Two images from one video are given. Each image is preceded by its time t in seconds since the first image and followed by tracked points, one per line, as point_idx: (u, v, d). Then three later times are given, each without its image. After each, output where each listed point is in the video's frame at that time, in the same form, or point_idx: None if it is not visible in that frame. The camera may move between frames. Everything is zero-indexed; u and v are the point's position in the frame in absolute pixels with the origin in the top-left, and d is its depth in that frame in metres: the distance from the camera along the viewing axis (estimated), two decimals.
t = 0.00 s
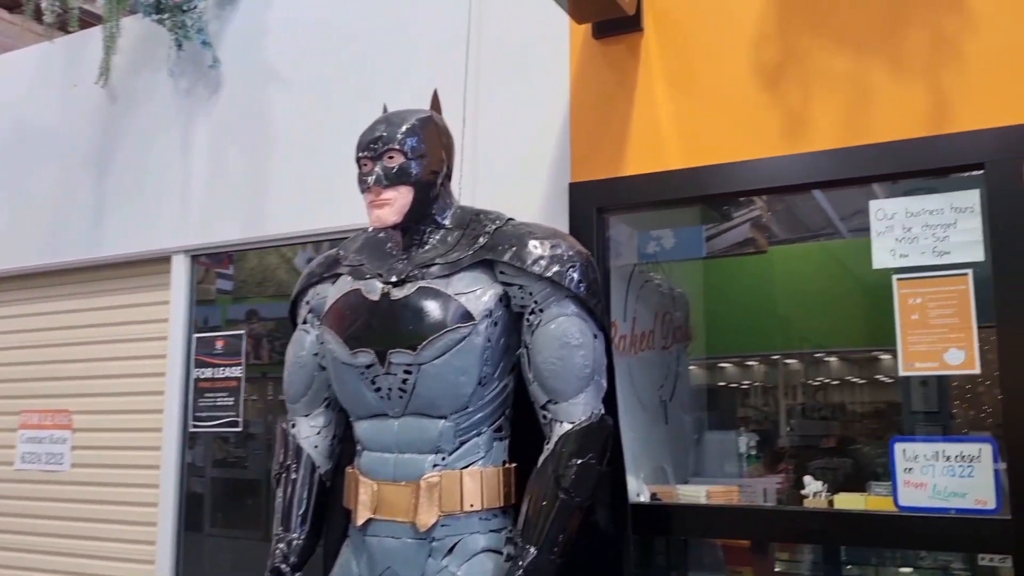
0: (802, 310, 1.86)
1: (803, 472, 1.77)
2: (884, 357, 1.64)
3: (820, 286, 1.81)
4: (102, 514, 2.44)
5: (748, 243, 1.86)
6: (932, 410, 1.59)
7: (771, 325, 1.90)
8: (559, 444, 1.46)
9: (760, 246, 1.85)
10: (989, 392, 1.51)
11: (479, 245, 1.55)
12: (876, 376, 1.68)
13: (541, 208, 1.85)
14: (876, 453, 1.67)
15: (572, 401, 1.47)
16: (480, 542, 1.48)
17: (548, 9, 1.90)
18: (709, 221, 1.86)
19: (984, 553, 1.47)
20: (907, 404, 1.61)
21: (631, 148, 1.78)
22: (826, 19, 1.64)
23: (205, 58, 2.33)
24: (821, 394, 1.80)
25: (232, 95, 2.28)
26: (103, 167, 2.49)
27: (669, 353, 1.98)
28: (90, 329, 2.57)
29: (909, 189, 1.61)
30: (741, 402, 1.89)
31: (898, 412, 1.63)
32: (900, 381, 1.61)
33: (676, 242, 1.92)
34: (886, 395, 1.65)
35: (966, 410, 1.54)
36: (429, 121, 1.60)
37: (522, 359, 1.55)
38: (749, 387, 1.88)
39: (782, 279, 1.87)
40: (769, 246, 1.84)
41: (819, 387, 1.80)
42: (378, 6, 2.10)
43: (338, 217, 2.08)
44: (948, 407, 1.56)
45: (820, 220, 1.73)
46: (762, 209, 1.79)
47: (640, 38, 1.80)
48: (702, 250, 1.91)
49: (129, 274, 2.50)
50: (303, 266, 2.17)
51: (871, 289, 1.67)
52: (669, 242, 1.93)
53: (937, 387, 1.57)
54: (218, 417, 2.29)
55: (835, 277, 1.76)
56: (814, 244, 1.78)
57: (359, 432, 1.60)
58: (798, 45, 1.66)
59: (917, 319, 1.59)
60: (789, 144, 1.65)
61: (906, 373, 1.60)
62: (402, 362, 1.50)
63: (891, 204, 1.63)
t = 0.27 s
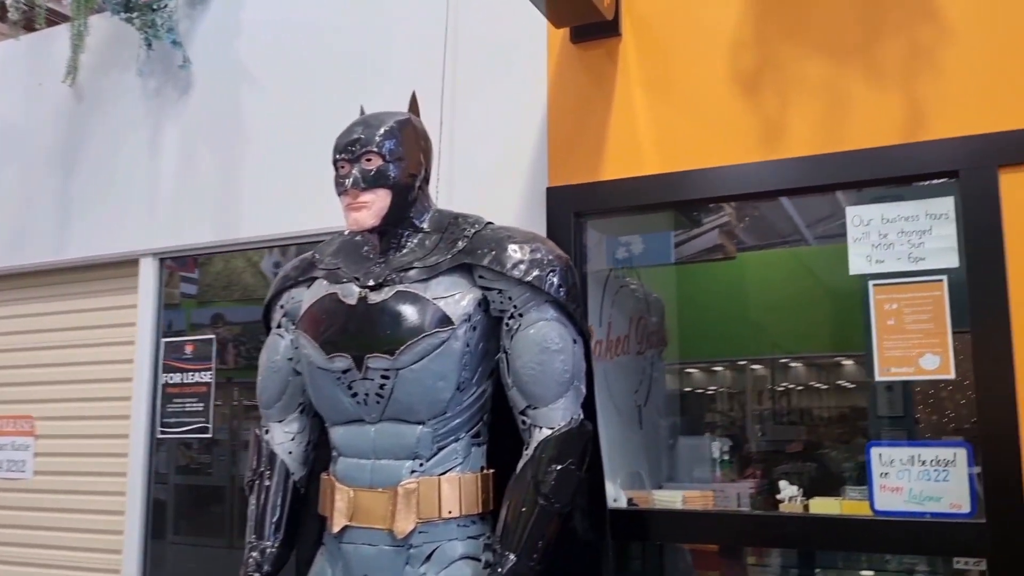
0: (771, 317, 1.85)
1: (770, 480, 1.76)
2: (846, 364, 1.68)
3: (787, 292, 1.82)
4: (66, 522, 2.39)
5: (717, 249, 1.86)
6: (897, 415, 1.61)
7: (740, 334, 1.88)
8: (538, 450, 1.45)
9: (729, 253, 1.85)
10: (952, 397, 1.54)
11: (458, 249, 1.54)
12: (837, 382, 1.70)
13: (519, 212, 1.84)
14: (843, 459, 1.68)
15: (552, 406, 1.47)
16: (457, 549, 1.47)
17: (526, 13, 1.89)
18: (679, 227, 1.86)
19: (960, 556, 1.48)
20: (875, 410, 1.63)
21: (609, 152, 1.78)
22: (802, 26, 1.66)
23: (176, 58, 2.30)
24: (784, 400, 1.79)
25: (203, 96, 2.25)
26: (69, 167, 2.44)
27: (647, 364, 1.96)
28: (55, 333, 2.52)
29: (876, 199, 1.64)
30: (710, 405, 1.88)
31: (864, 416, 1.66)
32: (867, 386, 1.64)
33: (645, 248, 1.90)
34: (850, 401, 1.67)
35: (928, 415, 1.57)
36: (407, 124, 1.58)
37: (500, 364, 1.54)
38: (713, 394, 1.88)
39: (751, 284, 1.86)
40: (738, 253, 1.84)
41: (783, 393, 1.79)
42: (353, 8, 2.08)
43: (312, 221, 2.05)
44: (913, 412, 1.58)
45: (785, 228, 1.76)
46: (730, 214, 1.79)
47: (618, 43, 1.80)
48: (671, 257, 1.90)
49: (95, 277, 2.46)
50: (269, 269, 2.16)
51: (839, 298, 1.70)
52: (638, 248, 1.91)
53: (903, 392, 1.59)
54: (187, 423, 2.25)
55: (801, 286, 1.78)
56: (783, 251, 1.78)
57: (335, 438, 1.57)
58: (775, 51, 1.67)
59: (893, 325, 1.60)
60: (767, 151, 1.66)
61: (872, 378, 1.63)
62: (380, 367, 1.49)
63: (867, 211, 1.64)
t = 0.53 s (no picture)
0: (740, 325, 1.87)
1: (739, 486, 1.77)
2: (808, 369, 1.73)
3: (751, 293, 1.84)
4: (28, 533, 2.33)
5: (684, 256, 1.87)
6: (861, 420, 1.64)
7: (712, 343, 1.88)
8: (516, 455, 1.44)
9: (696, 259, 1.86)
10: (914, 402, 1.57)
11: (435, 253, 1.53)
12: (798, 388, 1.75)
13: (494, 216, 1.83)
14: (810, 462, 1.71)
15: (530, 411, 1.45)
16: (435, 557, 1.45)
17: (501, 16, 1.88)
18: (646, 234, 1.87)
19: (934, 558, 1.50)
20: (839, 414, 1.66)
21: (585, 157, 1.77)
22: (777, 33, 1.67)
23: (143, 59, 2.26)
24: (749, 406, 1.81)
25: (170, 97, 2.21)
26: (31, 169, 2.39)
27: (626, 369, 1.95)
28: (16, 339, 2.46)
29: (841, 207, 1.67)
30: (675, 410, 1.89)
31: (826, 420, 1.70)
32: (830, 392, 1.68)
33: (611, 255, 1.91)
34: (813, 406, 1.71)
35: (892, 419, 1.60)
36: (383, 127, 1.56)
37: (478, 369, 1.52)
38: (679, 401, 1.89)
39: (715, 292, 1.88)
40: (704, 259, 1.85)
41: (747, 399, 1.82)
42: (325, 10, 2.06)
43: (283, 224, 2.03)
44: (876, 415, 1.61)
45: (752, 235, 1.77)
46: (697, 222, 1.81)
47: (593, 48, 1.80)
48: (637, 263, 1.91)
49: (59, 282, 2.40)
50: (233, 276, 2.15)
51: (804, 304, 1.73)
52: (605, 255, 1.92)
53: (867, 397, 1.62)
54: (154, 432, 2.21)
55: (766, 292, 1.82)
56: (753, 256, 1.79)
57: (309, 444, 1.55)
58: (750, 57, 1.68)
59: (867, 328, 1.60)
60: (743, 156, 1.67)
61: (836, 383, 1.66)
62: (355, 372, 1.46)
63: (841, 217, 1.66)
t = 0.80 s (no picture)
0: (711, 330, 1.84)
1: (713, 493, 1.76)
2: (774, 376, 1.74)
3: (715, 298, 1.84)
4: None
5: (655, 262, 1.86)
6: (831, 424, 1.65)
7: (684, 349, 1.85)
8: (499, 461, 1.42)
9: (667, 266, 1.86)
10: (881, 407, 1.60)
11: (415, 257, 1.51)
12: (763, 394, 1.75)
13: (473, 220, 1.82)
14: (781, 467, 1.71)
15: (512, 415, 1.44)
16: (415, 564, 1.43)
17: (480, 20, 1.88)
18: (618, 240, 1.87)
19: (914, 561, 1.51)
20: (809, 420, 1.67)
21: (565, 161, 1.77)
22: (756, 38, 1.68)
23: (113, 60, 2.22)
24: (717, 412, 1.79)
25: (142, 98, 2.18)
26: None
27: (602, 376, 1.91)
28: None
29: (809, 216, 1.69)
30: (645, 416, 1.86)
31: (795, 426, 1.70)
32: (800, 398, 1.69)
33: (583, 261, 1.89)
34: (781, 412, 1.72)
35: (859, 425, 1.62)
36: (363, 129, 1.55)
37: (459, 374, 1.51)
38: (648, 408, 1.86)
39: (685, 297, 1.86)
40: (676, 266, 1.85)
41: (714, 405, 1.80)
42: (300, 11, 2.04)
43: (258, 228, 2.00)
44: (845, 420, 1.63)
45: (722, 241, 1.80)
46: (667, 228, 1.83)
47: (573, 52, 1.80)
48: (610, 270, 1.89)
49: (26, 286, 2.36)
50: (200, 281, 2.14)
51: (774, 310, 1.76)
52: (576, 261, 1.89)
53: (836, 403, 1.64)
54: (124, 440, 2.17)
55: (731, 298, 1.82)
56: (724, 262, 1.81)
57: (287, 451, 1.52)
58: (729, 62, 1.69)
59: (846, 332, 1.62)
60: (723, 160, 1.68)
61: (805, 389, 1.68)
62: (335, 377, 1.44)
63: (819, 221, 1.68)
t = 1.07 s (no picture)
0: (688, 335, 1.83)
1: (693, 498, 1.75)
2: (749, 380, 1.75)
3: (688, 303, 1.83)
4: None
5: (633, 267, 1.85)
6: (810, 427, 1.65)
7: (664, 353, 1.84)
8: (488, 464, 1.41)
9: (645, 270, 1.85)
10: (857, 410, 1.61)
11: (403, 258, 1.49)
12: (739, 398, 1.75)
13: (459, 222, 1.81)
14: (760, 470, 1.71)
15: (501, 418, 1.43)
16: (403, 569, 1.41)
17: (466, 21, 1.87)
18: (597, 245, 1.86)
19: (903, 561, 1.51)
20: (787, 424, 1.68)
21: (551, 163, 1.76)
22: (742, 41, 1.68)
23: (91, 59, 2.19)
24: (693, 417, 1.79)
25: (120, 99, 2.14)
26: None
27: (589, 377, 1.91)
28: None
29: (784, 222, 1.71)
30: (622, 421, 1.85)
31: (770, 430, 1.70)
32: (778, 401, 1.70)
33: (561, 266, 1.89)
34: (757, 415, 1.71)
35: (835, 427, 1.63)
36: (349, 129, 1.53)
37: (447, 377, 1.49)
38: (625, 412, 1.85)
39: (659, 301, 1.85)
40: (653, 271, 1.84)
41: (690, 410, 1.79)
42: (284, 12, 2.02)
43: (241, 230, 1.98)
44: (824, 423, 1.64)
45: (699, 246, 1.79)
46: (646, 233, 1.82)
47: (559, 53, 1.79)
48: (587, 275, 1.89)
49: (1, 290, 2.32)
50: (173, 286, 2.13)
51: (751, 312, 1.75)
52: (554, 265, 1.90)
53: (814, 406, 1.65)
54: (102, 445, 2.15)
55: (705, 301, 1.81)
56: (700, 267, 1.80)
57: (271, 454, 1.50)
58: (716, 65, 1.69)
59: (834, 334, 1.63)
60: (710, 162, 1.68)
61: (783, 393, 1.69)
62: (322, 379, 1.43)
63: (805, 223, 1.68)
